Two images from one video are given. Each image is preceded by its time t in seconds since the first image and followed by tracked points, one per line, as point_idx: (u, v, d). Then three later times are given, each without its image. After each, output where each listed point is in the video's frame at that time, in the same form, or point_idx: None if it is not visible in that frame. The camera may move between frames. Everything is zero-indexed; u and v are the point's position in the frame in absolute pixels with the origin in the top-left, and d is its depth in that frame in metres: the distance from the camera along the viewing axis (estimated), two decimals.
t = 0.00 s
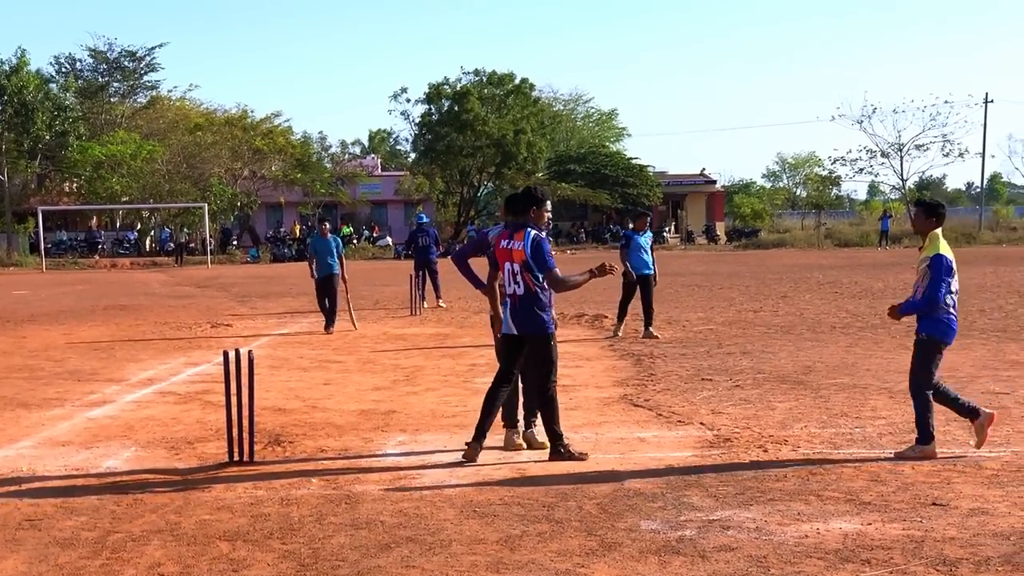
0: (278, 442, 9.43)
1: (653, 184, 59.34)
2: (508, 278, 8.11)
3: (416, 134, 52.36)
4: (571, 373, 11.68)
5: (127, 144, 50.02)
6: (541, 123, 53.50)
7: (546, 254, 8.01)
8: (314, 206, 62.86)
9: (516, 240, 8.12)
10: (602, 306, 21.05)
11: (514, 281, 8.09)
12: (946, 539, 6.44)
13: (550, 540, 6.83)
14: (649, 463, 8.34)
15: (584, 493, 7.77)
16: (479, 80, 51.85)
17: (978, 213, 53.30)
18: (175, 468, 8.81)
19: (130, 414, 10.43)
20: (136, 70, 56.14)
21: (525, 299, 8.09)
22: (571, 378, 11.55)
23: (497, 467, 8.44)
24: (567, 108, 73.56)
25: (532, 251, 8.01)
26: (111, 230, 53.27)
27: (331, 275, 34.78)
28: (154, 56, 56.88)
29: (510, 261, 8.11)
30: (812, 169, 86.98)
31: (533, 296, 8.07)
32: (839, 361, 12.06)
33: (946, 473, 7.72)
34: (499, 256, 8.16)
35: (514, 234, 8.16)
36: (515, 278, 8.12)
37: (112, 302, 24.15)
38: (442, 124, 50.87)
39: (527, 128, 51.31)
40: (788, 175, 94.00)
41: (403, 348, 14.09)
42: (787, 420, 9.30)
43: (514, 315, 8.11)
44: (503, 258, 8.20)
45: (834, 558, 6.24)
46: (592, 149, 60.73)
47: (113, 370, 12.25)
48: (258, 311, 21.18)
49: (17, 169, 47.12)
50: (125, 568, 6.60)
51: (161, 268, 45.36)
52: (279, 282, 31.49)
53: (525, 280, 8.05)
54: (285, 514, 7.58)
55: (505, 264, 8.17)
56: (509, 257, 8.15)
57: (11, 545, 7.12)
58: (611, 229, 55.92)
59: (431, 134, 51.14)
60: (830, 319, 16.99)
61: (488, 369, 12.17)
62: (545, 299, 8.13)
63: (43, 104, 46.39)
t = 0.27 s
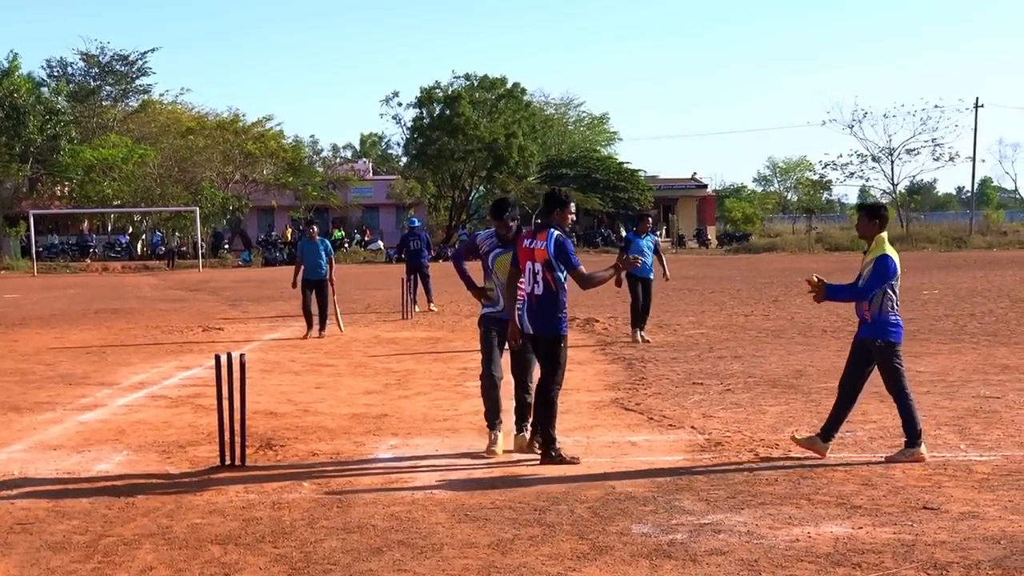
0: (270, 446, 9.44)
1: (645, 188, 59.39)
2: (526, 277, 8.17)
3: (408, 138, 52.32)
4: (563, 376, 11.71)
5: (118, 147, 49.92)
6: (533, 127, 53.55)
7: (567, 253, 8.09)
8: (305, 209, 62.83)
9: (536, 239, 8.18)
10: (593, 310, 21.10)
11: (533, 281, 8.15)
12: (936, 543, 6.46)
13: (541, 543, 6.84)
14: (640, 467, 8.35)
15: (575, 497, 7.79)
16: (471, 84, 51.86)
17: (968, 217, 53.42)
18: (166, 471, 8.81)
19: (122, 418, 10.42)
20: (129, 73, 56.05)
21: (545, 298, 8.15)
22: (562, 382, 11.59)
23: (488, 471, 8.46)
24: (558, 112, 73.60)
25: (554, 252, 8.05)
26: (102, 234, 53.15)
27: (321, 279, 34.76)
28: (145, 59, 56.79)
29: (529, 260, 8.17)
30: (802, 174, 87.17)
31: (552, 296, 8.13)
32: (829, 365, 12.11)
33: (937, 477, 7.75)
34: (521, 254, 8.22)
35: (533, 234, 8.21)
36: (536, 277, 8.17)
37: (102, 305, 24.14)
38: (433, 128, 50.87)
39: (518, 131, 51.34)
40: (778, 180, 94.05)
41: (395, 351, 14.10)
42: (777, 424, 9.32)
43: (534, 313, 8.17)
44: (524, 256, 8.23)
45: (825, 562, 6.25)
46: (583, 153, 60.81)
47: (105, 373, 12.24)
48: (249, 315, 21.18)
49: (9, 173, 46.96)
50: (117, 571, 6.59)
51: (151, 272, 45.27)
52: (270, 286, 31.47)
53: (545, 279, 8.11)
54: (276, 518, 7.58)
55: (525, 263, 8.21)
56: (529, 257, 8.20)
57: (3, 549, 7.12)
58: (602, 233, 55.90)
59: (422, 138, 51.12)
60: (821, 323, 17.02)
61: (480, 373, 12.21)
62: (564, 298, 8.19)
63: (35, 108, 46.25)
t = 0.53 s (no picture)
0: (263, 449, 9.43)
1: (638, 190, 59.41)
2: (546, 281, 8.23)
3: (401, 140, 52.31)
4: (556, 379, 11.73)
5: (111, 150, 49.89)
6: (526, 129, 53.58)
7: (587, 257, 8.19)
8: (298, 212, 62.81)
9: (554, 246, 8.24)
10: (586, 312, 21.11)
11: (553, 286, 8.21)
12: (928, 544, 6.47)
13: (535, 546, 6.84)
14: (633, 468, 8.35)
15: (569, 499, 7.78)
16: (464, 86, 51.86)
17: (960, 219, 53.51)
18: (159, 474, 8.80)
19: (114, 421, 10.41)
20: (121, 76, 56.08)
21: (564, 304, 8.23)
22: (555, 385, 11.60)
23: (481, 473, 8.45)
24: (551, 114, 73.63)
25: (575, 257, 8.15)
26: (95, 237, 53.10)
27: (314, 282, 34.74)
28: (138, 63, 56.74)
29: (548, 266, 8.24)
30: (795, 175, 87.29)
31: (573, 301, 8.22)
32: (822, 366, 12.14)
33: (930, 478, 7.75)
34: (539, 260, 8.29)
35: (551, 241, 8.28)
36: (554, 284, 8.24)
37: (95, 309, 24.12)
38: (426, 130, 50.87)
39: (511, 134, 51.34)
40: (771, 182, 94.14)
41: (387, 354, 14.11)
42: (771, 426, 9.33)
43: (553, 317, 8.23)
44: (543, 263, 8.31)
45: (817, 563, 6.26)
46: (576, 155, 60.83)
47: (98, 377, 12.23)
48: (242, 318, 21.18)
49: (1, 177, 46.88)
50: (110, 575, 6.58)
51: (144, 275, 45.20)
52: (263, 289, 31.47)
53: (564, 284, 8.18)
54: (270, 521, 7.57)
55: (545, 269, 8.28)
56: (548, 263, 8.26)
57: None
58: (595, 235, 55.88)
59: (415, 140, 51.12)
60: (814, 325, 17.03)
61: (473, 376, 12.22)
62: (583, 304, 8.29)
63: (28, 111, 46.19)
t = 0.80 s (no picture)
0: (255, 451, 9.43)
1: (629, 191, 59.43)
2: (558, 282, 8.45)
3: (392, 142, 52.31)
4: (547, 381, 11.73)
5: (102, 152, 49.89)
6: (517, 131, 53.60)
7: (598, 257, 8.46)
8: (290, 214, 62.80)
9: (567, 245, 8.49)
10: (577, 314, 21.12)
11: (566, 284, 8.41)
12: (921, 544, 6.47)
13: (527, 547, 6.84)
14: (626, 469, 8.36)
15: (561, 500, 7.79)
16: (456, 88, 51.88)
17: (952, 220, 53.60)
18: (151, 477, 8.79)
19: (105, 423, 10.40)
20: (113, 78, 56.16)
21: (577, 303, 8.41)
22: (547, 386, 11.60)
23: (474, 474, 8.46)
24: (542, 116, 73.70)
25: (588, 257, 8.42)
26: (86, 239, 53.05)
27: (306, 284, 34.69)
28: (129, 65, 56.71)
29: (560, 266, 8.47)
30: (787, 176, 87.41)
31: (585, 300, 8.42)
32: (814, 367, 12.15)
33: (921, 478, 7.76)
34: (551, 260, 8.52)
35: (562, 240, 8.54)
36: (568, 283, 8.45)
37: (86, 311, 24.07)
38: (418, 132, 50.89)
39: (503, 135, 51.36)
40: (762, 183, 94.23)
41: (379, 356, 14.11)
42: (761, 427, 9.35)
43: (565, 315, 8.40)
44: (554, 263, 8.53)
45: (809, 563, 6.26)
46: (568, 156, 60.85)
47: (89, 379, 12.21)
48: (234, 320, 21.15)
49: None
50: None
51: (135, 277, 45.16)
52: (254, 291, 31.44)
53: (578, 283, 8.41)
54: (262, 523, 7.56)
55: (557, 270, 8.51)
56: (561, 263, 8.49)
57: None
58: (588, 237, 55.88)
59: (406, 142, 51.13)
60: (804, 326, 17.08)
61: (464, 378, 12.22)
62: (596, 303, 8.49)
63: (18, 113, 46.15)
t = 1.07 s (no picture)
0: (244, 452, 9.42)
1: (620, 193, 59.44)
2: (568, 281, 8.48)
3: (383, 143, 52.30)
4: (538, 381, 11.73)
5: (91, 153, 49.91)
6: (508, 132, 53.61)
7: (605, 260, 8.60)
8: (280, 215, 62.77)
9: (577, 245, 8.57)
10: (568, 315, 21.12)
11: (577, 284, 8.47)
12: (910, 545, 6.48)
13: (516, 548, 6.84)
14: (617, 470, 8.35)
15: (550, 501, 7.79)
16: (446, 89, 51.89)
17: (942, 221, 53.69)
18: (140, 478, 8.77)
19: (94, 425, 10.39)
20: (102, 79, 56.13)
21: (586, 303, 8.48)
22: (538, 387, 11.61)
23: (464, 475, 8.45)
24: (533, 117, 73.68)
25: (600, 261, 8.55)
26: (76, 240, 53.04)
27: (296, 285, 34.66)
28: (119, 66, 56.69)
29: (571, 265, 8.52)
30: (777, 177, 87.49)
31: (593, 301, 8.50)
32: (804, 368, 12.16)
33: (910, 479, 7.76)
34: (560, 261, 8.54)
35: (569, 240, 8.62)
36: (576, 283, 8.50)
37: (76, 312, 24.05)
38: (408, 133, 50.89)
39: (494, 137, 51.36)
40: (753, 184, 94.31)
41: (369, 357, 14.10)
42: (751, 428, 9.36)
43: (574, 314, 8.44)
44: (561, 263, 8.56)
45: (799, 564, 6.26)
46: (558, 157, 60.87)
47: (79, 381, 12.20)
48: (223, 321, 21.13)
49: None
50: None
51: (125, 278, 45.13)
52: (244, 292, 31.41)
53: (590, 282, 8.47)
54: (251, 525, 7.55)
55: (565, 269, 8.54)
56: (571, 262, 8.53)
57: None
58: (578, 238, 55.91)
59: (397, 143, 51.12)
60: (794, 327, 17.09)
61: (455, 379, 12.21)
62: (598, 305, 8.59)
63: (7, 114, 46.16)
